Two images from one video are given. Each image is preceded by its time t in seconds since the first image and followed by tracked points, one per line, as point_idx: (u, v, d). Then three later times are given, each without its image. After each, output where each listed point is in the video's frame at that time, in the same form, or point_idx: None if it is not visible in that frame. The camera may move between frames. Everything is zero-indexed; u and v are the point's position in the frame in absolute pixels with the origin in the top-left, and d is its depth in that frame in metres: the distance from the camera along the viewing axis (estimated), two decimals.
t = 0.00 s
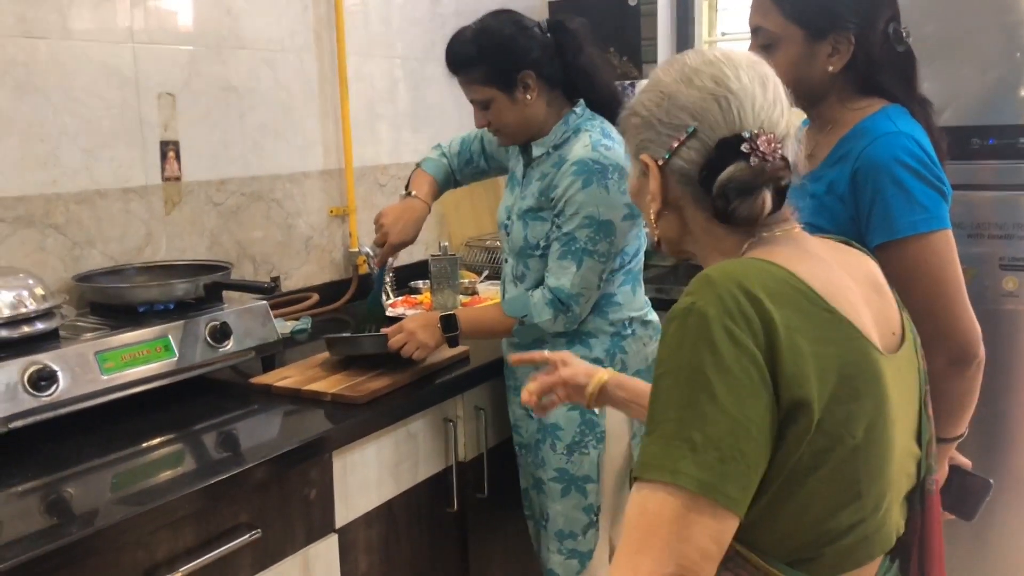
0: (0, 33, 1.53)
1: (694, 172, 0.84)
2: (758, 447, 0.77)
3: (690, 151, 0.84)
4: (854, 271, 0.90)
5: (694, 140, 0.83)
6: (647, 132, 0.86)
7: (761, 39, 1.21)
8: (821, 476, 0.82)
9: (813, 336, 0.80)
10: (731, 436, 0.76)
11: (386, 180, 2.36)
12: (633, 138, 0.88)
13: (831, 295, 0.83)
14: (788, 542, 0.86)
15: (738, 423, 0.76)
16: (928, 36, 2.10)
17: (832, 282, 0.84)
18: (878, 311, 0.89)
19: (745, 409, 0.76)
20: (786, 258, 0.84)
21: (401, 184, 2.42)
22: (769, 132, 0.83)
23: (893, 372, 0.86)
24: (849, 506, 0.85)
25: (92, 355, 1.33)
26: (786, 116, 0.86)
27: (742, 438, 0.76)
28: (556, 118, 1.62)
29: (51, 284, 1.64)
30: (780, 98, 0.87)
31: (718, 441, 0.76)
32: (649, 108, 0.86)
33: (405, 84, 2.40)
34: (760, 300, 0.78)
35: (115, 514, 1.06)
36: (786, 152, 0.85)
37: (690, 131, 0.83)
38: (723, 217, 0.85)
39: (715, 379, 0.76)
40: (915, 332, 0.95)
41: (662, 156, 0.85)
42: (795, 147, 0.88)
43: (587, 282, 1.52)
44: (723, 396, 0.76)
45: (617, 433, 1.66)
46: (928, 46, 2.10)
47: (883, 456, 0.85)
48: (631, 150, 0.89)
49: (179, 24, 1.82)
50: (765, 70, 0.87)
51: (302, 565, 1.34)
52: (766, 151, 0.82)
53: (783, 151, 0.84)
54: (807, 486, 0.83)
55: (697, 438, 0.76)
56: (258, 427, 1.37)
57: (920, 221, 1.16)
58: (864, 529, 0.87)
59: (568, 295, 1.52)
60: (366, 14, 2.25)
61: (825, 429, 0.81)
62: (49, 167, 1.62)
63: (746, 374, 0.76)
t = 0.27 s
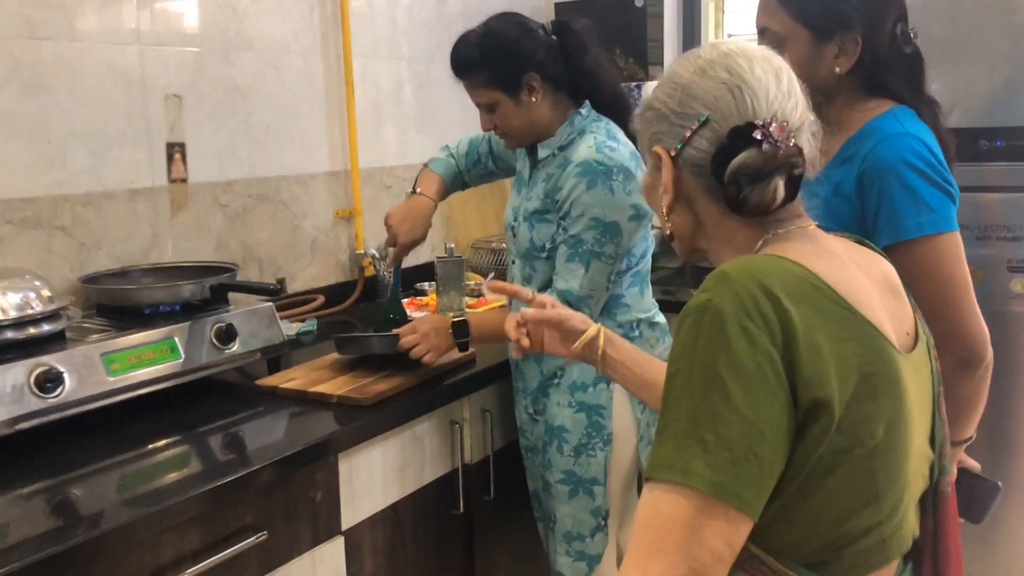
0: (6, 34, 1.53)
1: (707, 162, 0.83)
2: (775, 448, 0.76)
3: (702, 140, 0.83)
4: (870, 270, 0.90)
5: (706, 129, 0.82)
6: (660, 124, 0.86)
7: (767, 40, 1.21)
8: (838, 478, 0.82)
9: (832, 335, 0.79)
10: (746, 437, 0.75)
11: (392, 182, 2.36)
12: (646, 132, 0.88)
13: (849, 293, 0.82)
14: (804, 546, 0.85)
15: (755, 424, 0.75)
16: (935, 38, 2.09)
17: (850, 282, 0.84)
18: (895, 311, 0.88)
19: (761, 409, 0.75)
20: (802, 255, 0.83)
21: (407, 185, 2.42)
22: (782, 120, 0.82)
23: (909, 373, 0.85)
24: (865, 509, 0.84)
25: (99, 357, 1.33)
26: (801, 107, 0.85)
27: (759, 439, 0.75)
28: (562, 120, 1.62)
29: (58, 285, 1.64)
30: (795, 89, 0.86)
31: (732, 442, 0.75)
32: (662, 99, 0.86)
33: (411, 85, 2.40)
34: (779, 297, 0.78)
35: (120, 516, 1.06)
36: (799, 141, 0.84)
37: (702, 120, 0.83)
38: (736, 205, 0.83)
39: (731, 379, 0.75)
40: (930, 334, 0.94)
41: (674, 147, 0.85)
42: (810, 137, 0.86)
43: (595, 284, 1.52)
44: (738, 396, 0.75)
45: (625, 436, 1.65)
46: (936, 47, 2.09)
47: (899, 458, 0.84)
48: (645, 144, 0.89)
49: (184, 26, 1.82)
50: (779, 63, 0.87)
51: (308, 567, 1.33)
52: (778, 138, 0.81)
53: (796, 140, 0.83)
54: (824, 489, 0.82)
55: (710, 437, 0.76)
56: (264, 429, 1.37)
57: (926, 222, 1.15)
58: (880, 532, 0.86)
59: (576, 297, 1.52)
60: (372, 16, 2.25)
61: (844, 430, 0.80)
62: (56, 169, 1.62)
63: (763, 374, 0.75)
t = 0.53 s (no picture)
0: (6, 31, 1.53)
1: (726, 155, 0.83)
2: (770, 446, 0.77)
3: (723, 133, 0.83)
4: (870, 271, 0.90)
5: (730, 122, 0.83)
6: (680, 111, 0.85)
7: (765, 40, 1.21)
8: (834, 478, 0.82)
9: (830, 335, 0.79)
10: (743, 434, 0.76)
11: (391, 180, 2.36)
12: (664, 117, 0.87)
13: (848, 293, 0.83)
14: (799, 544, 0.85)
15: (752, 421, 0.76)
16: (934, 40, 2.09)
17: (849, 282, 0.84)
18: (894, 313, 0.89)
19: (758, 407, 0.76)
20: (801, 254, 0.84)
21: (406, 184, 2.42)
22: (803, 123, 0.83)
23: (907, 375, 0.86)
24: (858, 510, 0.85)
25: (97, 353, 1.33)
26: (819, 109, 0.86)
27: (756, 437, 0.76)
28: (563, 120, 1.62)
29: (57, 281, 1.64)
30: (815, 91, 0.87)
31: (730, 439, 0.76)
32: (686, 86, 0.85)
33: (411, 84, 2.40)
34: (778, 295, 0.78)
35: (119, 512, 1.06)
36: (819, 145, 0.85)
37: (727, 113, 0.83)
38: (752, 202, 0.84)
39: (729, 376, 0.76)
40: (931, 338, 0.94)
41: (693, 136, 0.85)
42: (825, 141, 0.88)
43: (597, 283, 1.52)
44: (736, 393, 0.76)
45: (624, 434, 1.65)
46: (935, 49, 2.10)
47: (894, 459, 0.85)
48: (659, 129, 0.89)
49: (184, 24, 1.82)
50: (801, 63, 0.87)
51: (305, 564, 1.33)
52: (802, 141, 0.82)
53: (816, 143, 0.84)
54: (818, 489, 0.82)
55: (708, 435, 0.76)
56: (262, 426, 1.37)
57: (923, 223, 1.16)
58: (873, 534, 0.87)
59: (578, 296, 1.52)
60: (372, 15, 2.25)
61: (838, 430, 0.80)
62: (55, 165, 1.62)
63: (762, 372, 0.76)
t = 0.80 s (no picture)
0: None
1: (703, 159, 0.84)
2: (748, 442, 0.77)
3: (700, 137, 0.83)
4: (850, 271, 0.90)
5: (706, 126, 0.83)
6: (659, 115, 0.86)
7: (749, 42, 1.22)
8: (808, 477, 0.82)
9: (807, 333, 0.80)
10: (722, 429, 0.76)
11: (375, 181, 2.36)
12: (644, 121, 0.88)
13: (828, 293, 0.83)
14: (772, 541, 0.87)
15: (730, 417, 0.76)
16: (916, 40, 2.11)
17: (829, 281, 0.84)
18: (875, 315, 0.89)
19: (736, 403, 0.76)
20: (784, 254, 0.84)
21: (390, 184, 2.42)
22: (781, 125, 0.83)
23: (884, 374, 0.86)
24: (833, 509, 0.85)
25: (78, 356, 1.32)
26: (799, 112, 0.86)
27: (735, 434, 0.76)
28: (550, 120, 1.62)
29: (36, 284, 1.62)
30: (795, 94, 0.86)
31: (708, 433, 0.76)
32: (664, 91, 0.86)
33: (394, 84, 2.39)
34: (755, 291, 0.78)
35: (100, 517, 1.05)
36: (796, 148, 0.85)
37: (703, 117, 0.83)
38: (727, 206, 0.84)
39: (708, 372, 0.76)
40: (914, 339, 0.95)
41: (672, 140, 0.85)
42: (806, 143, 0.87)
43: (584, 285, 1.53)
44: (715, 388, 0.76)
45: (609, 436, 1.64)
46: (917, 50, 2.12)
47: (870, 459, 0.85)
48: (642, 134, 0.89)
49: (166, 23, 1.80)
50: (781, 65, 0.87)
51: (289, 567, 1.33)
52: (777, 144, 0.82)
53: (793, 146, 0.84)
54: (793, 487, 0.83)
55: (688, 431, 0.76)
56: (245, 429, 1.36)
57: (910, 224, 1.17)
58: (848, 532, 0.88)
59: (566, 298, 1.53)
60: (355, 14, 2.24)
61: (810, 428, 0.80)
62: (34, 166, 1.60)
63: (741, 368, 0.76)
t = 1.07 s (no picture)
0: None
1: (650, 165, 0.85)
2: (696, 441, 0.78)
3: (647, 144, 0.85)
4: (798, 272, 0.92)
5: (653, 133, 0.84)
6: (606, 122, 0.87)
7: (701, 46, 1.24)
8: (756, 476, 0.84)
9: (754, 333, 0.81)
10: (670, 427, 0.77)
11: (327, 180, 2.34)
12: (592, 127, 0.89)
13: (776, 295, 0.85)
14: (720, 539, 0.88)
15: (678, 415, 0.77)
16: (863, 45, 2.16)
17: (777, 282, 0.86)
18: (821, 315, 0.91)
19: (684, 401, 0.77)
20: (733, 255, 0.85)
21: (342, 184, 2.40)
22: (726, 131, 0.85)
23: (829, 374, 0.88)
24: (780, 507, 0.87)
25: (19, 359, 1.28)
26: (743, 117, 0.88)
27: (683, 432, 0.77)
28: (507, 121, 1.62)
29: None
30: (738, 99, 0.88)
31: (656, 430, 0.77)
32: (611, 98, 0.87)
33: (346, 83, 2.38)
34: (702, 291, 0.79)
35: (43, 525, 1.02)
36: (741, 153, 0.86)
37: (649, 124, 0.84)
38: (675, 211, 0.86)
39: (657, 370, 0.77)
40: (861, 339, 0.97)
41: (619, 147, 0.86)
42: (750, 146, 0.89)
43: (540, 288, 1.53)
44: (662, 386, 0.77)
45: (558, 439, 1.64)
46: (863, 55, 2.17)
47: (815, 457, 0.87)
48: (591, 139, 0.90)
49: (112, 18, 1.76)
50: (725, 70, 0.89)
51: (240, 572, 1.31)
52: (721, 150, 0.83)
53: (738, 152, 0.85)
54: (742, 486, 0.85)
55: (637, 428, 0.77)
56: (195, 433, 1.34)
57: (860, 227, 1.20)
58: (795, 530, 0.90)
59: (522, 300, 1.53)
60: (307, 12, 2.22)
61: (758, 427, 0.82)
62: None
63: (688, 367, 0.77)
